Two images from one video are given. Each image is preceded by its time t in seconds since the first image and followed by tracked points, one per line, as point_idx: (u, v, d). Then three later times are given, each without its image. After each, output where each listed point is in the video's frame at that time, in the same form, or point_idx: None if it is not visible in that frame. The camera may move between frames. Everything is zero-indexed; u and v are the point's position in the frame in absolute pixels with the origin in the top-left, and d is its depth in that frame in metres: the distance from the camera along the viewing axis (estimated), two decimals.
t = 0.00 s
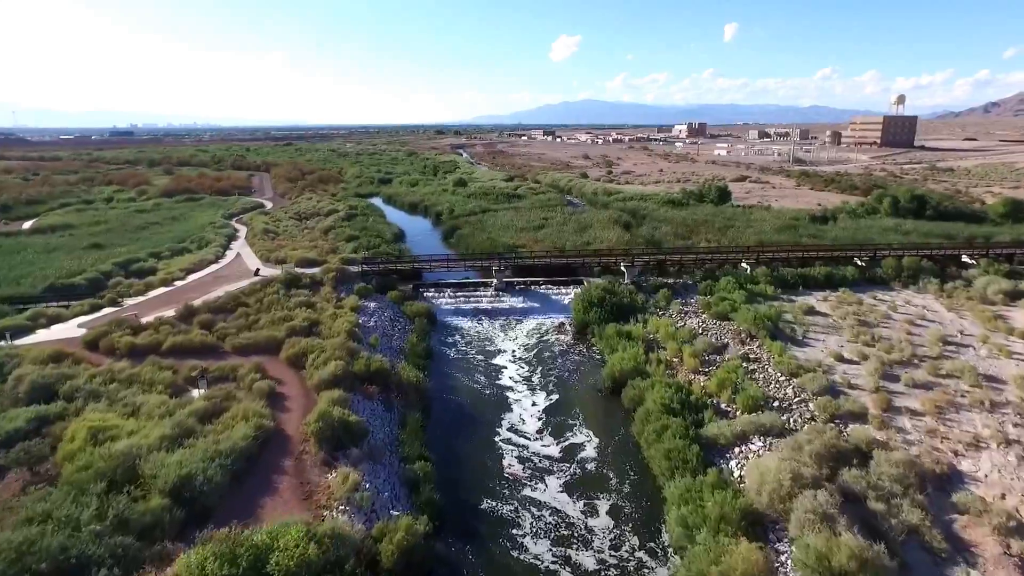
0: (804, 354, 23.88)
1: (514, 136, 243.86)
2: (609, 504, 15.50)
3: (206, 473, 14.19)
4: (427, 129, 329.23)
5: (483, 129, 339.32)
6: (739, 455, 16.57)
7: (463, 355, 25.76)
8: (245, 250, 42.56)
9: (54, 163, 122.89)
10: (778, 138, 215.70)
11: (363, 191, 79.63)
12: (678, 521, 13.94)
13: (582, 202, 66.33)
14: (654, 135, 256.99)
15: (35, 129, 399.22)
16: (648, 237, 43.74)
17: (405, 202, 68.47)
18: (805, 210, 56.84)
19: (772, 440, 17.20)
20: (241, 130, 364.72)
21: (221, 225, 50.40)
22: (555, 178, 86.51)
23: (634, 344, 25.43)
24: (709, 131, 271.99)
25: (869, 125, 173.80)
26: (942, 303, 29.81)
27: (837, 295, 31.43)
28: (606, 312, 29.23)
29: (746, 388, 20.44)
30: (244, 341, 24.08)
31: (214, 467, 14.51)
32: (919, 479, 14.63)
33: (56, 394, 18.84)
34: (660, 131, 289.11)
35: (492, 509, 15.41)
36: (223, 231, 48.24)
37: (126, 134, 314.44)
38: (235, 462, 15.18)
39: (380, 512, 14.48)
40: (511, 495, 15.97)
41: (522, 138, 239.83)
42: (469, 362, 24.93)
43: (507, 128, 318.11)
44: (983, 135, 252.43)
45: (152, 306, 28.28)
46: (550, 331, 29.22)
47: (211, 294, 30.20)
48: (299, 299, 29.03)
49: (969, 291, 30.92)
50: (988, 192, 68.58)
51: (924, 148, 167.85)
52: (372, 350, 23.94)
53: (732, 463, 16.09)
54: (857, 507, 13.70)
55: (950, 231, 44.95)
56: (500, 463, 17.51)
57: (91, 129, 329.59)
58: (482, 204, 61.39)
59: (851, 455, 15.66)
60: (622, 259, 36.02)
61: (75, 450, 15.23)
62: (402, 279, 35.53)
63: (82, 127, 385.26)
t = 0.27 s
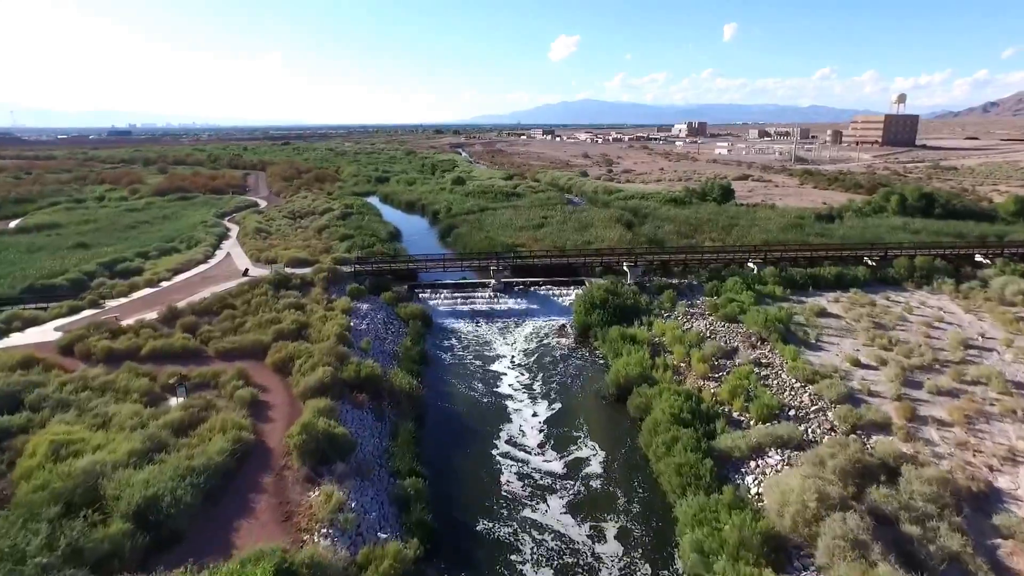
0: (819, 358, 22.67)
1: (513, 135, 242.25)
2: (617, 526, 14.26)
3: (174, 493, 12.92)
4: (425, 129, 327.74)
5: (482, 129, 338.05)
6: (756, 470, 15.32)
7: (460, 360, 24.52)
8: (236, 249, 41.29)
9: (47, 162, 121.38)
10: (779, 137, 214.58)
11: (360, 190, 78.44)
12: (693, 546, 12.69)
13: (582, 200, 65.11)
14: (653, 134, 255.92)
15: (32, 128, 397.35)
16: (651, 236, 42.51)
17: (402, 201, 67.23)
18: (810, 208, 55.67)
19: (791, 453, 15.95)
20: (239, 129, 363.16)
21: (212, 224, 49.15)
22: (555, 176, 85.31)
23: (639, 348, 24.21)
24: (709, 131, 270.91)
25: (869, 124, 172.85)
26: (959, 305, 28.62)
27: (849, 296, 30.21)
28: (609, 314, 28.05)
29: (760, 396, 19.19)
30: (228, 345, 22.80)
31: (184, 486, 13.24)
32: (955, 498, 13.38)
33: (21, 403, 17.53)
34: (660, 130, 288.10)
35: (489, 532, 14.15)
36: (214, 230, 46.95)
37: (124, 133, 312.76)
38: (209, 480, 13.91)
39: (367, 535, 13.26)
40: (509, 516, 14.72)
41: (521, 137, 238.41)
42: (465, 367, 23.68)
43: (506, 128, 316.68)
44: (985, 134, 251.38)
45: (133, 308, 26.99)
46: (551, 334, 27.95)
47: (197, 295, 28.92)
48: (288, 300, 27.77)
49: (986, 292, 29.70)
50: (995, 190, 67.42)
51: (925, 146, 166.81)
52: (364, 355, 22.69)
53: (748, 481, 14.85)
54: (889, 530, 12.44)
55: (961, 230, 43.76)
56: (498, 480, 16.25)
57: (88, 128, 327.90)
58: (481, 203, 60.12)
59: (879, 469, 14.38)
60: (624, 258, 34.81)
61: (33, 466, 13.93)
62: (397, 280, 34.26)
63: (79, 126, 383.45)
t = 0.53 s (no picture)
0: (835, 363, 21.44)
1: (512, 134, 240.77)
2: (627, 554, 12.99)
3: (136, 518, 11.61)
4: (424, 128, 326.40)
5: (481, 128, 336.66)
6: (776, 488, 14.07)
7: (456, 365, 23.24)
8: (226, 248, 39.99)
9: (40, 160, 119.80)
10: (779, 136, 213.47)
11: (356, 188, 77.14)
12: None
13: (582, 199, 63.82)
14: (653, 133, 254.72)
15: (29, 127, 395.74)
16: (654, 236, 41.28)
17: (398, 199, 65.98)
18: (816, 207, 54.48)
19: (814, 469, 14.70)
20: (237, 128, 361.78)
21: (203, 223, 47.82)
22: (554, 175, 84.10)
23: (645, 353, 22.95)
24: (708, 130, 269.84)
25: (871, 123, 171.75)
26: (978, 307, 27.41)
27: (862, 298, 29.00)
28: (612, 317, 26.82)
29: (776, 405, 17.95)
30: (210, 349, 21.50)
31: (149, 509, 11.94)
32: (1001, 522, 12.13)
33: None
34: (660, 130, 286.78)
35: (486, 560, 12.89)
36: (204, 228, 45.63)
37: (121, 133, 310.89)
38: (177, 502, 12.56)
39: (351, 562, 11.98)
40: (509, 542, 13.46)
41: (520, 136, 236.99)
42: (462, 373, 22.39)
43: (504, 127, 315.40)
44: (986, 133, 250.36)
45: (113, 310, 25.68)
46: (551, 338, 26.69)
47: (181, 296, 27.62)
48: (277, 302, 26.48)
49: (1006, 292, 28.49)
50: (1003, 188, 66.28)
51: (927, 145, 165.75)
52: (354, 361, 21.43)
53: (769, 501, 13.60)
54: (931, 561, 11.18)
55: (973, 228, 42.58)
56: (496, 500, 14.97)
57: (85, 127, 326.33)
58: (479, 201, 58.88)
59: (914, 487, 13.13)
60: (628, 258, 33.58)
61: None
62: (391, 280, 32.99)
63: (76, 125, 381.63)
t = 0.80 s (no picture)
0: (855, 370, 20.18)
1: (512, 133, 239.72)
2: None
3: (87, 551, 10.30)
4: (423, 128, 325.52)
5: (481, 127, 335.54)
6: (802, 510, 12.78)
7: (452, 370, 21.93)
8: (216, 248, 38.70)
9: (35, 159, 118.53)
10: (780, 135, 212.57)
11: (353, 187, 75.91)
12: None
13: (583, 197, 62.58)
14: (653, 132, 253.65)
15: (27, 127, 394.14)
16: (658, 234, 40.02)
17: (396, 197, 64.77)
18: (823, 205, 53.28)
19: (842, 488, 13.40)
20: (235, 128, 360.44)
21: (194, 221, 46.56)
22: (555, 173, 82.92)
23: (652, 358, 21.68)
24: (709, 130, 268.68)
25: (873, 122, 170.53)
26: (1000, 308, 26.18)
27: (877, 299, 27.75)
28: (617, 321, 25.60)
29: (795, 417, 16.67)
30: (190, 354, 20.19)
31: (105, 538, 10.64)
32: None
33: None
34: (659, 129, 285.73)
35: None
36: (195, 227, 44.37)
37: (119, 133, 309.85)
38: (137, 530, 11.23)
39: None
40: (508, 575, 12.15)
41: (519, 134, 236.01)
42: (458, 379, 21.07)
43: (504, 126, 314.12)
44: (988, 132, 249.14)
45: (91, 313, 24.37)
46: (553, 341, 25.38)
47: (164, 298, 26.30)
48: (264, 304, 25.18)
49: None
50: (1012, 186, 65.14)
51: (929, 144, 164.70)
52: (344, 366, 20.16)
53: (796, 527, 12.30)
54: None
55: (987, 226, 41.39)
56: (494, 525, 13.65)
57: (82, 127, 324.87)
58: (477, 200, 57.64)
59: (958, 511, 11.83)
60: (631, 258, 32.34)
61: None
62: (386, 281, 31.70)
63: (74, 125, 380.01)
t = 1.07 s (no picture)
0: (879, 377, 18.85)
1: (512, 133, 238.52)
2: None
3: None
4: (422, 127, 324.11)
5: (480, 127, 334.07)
6: (835, 540, 11.46)
7: (448, 378, 20.58)
8: (205, 247, 37.34)
9: (29, 158, 117.09)
10: (781, 134, 211.36)
11: (350, 186, 74.62)
12: None
13: (584, 196, 61.26)
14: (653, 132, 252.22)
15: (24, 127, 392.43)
16: (663, 234, 38.70)
17: (393, 196, 63.46)
18: (831, 204, 52.01)
19: (880, 514, 12.05)
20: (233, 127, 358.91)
21: (184, 220, 45.19)
22: (555, 172, 81.61)
23: (661, 366, 20.33)
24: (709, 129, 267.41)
25: (876, 121, 169.28)
26: None
27: (896, 301, 26.43)
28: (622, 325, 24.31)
29: (820, 431, 15.35)
30: (167, 361, 18.82)
31: None
32: None
33: None
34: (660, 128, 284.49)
35: None
36: (184, 226, 43.00)
37: (116, 132, 308.28)
38: (85, 567, 9.85)
39: None
40: None
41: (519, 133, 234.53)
42: (455, 389, 19.70)
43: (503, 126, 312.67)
44: (989, 131, 248.39)
45: (66, 316, 23.00)
46: (555, 346, 24.03)
47: (145, 300, 24.95)
48: (249, 307, 23.82)
49: None
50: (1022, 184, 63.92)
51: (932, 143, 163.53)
52: (331, 375, 18.88)
53: (831, 560, 10.98)
54: None
55: (1002, 225, 40.12)
56: (493, 556, 12.29)
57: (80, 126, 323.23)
58: (476, 198, 56.35)
59: (1015, 543, 10.49)
60: (636, 258, 31.03)
61: None
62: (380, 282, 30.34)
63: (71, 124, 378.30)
